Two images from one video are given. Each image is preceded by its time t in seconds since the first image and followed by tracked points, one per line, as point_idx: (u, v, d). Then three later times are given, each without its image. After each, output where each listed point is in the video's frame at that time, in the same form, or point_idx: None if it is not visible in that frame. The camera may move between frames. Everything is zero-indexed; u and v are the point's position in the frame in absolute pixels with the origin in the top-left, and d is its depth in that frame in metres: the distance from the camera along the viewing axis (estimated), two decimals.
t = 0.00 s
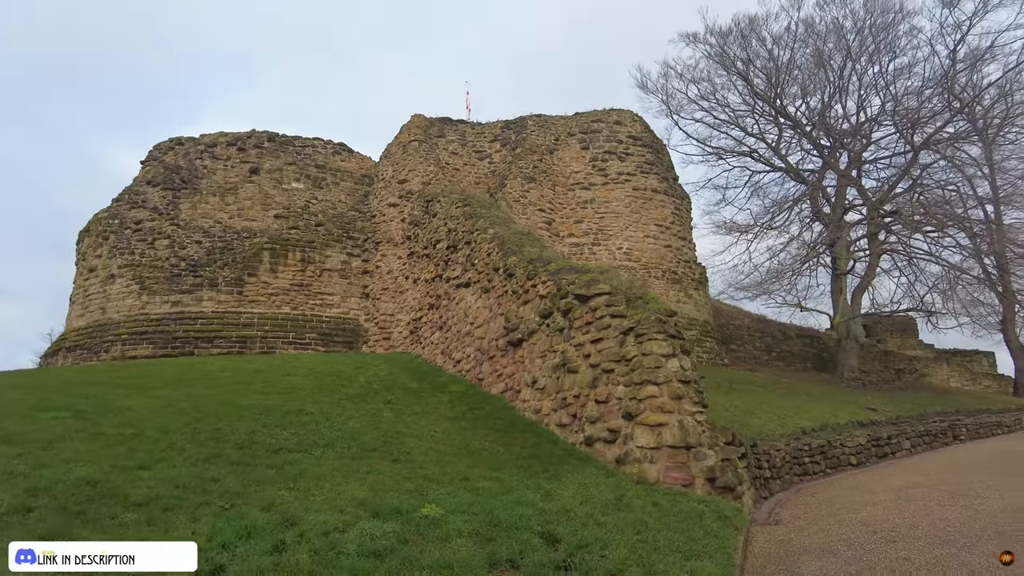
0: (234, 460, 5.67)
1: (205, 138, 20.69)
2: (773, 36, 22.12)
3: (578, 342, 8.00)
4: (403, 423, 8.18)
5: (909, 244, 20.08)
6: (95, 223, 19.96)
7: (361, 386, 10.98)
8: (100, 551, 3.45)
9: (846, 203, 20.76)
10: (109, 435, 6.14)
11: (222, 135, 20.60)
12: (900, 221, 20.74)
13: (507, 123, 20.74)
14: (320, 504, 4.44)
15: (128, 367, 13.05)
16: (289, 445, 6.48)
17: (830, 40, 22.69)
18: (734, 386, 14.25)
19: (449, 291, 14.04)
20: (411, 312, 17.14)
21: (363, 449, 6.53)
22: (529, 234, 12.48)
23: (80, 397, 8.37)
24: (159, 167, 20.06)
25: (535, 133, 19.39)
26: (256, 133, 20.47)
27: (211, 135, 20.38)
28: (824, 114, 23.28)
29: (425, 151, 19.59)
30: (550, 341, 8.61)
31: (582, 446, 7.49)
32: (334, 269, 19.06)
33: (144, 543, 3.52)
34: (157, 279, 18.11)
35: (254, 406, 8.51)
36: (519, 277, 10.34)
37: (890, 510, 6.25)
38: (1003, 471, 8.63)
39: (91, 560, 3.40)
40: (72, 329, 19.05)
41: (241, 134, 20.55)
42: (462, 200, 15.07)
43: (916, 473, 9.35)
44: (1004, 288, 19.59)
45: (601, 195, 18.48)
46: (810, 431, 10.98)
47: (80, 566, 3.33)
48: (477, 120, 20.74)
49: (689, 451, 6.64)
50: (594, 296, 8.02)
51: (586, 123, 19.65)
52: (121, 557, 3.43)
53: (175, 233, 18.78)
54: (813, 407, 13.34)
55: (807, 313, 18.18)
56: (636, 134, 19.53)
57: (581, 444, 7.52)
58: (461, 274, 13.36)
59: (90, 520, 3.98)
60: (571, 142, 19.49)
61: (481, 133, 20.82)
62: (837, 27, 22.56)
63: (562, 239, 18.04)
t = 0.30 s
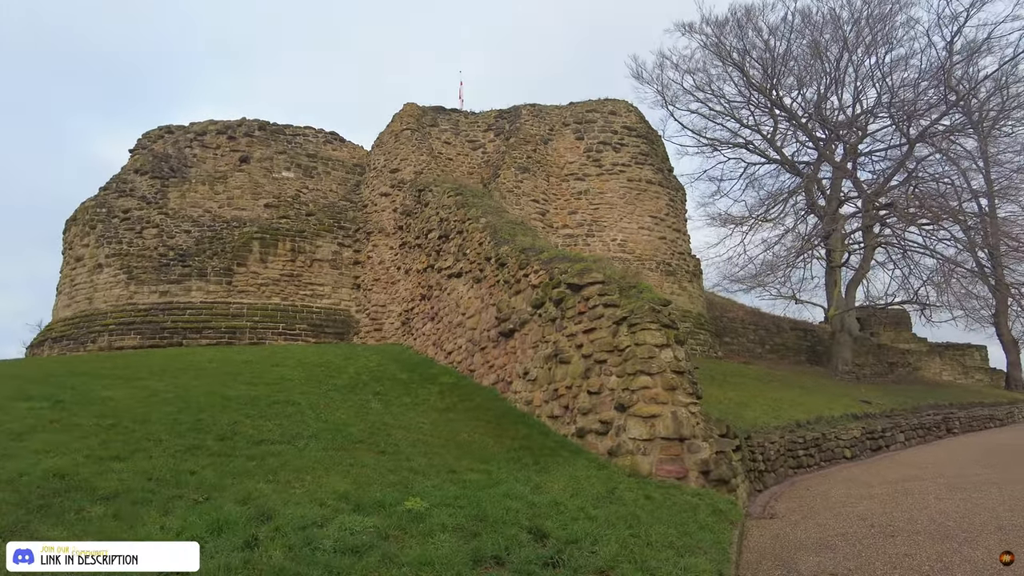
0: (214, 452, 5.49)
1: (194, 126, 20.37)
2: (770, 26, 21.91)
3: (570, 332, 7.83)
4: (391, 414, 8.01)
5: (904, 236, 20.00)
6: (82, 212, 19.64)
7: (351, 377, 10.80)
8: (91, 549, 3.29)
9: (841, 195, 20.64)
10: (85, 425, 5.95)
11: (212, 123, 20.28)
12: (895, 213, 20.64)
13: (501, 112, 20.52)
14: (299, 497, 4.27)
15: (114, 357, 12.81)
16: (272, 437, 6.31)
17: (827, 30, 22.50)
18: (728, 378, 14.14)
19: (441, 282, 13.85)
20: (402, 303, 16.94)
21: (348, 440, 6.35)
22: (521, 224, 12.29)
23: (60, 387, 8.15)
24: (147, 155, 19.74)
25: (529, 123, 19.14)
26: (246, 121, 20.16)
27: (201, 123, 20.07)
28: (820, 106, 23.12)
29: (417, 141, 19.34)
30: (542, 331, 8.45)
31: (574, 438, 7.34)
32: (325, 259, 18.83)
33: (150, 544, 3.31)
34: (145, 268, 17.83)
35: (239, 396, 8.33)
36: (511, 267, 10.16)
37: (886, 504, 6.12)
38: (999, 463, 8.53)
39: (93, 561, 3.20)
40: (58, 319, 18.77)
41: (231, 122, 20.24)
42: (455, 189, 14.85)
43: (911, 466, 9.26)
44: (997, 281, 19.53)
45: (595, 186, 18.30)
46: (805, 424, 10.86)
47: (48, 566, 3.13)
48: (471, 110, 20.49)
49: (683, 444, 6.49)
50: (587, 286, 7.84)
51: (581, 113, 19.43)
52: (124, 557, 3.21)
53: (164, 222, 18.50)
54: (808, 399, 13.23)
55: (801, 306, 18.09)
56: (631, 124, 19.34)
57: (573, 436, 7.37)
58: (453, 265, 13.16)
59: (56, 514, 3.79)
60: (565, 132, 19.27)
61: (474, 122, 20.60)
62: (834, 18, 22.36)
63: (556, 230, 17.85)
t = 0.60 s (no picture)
0: (187, 451, 5.26)
1: (183, 118, 20.05)
2: (766, 20, 21.70)
3: (562, 327, 7.63)
4: (377, 411, 7.79)
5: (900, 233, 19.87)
6: (68, 205, 19.31)
7: (338, 373, 10.57)
8: (88, 549, 3.16)
9: (836, 191, 20.50)
10: (54, 423, 5.70)
11: (201, 115, 19.97)
12: (890, 210, 20.50)
13: (494, 106, 20.29)
14: (272, 500, 4.06)
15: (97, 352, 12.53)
16: (251, 434, 6.09)
17: (823, 24, 22.29)
18: (722, 374, 13.98)
19: (432, 276, 13.62)
20: (393, 298, 16.70)
21: (329, 439, 6.14)
22: (513, 217, 12.07)
23: (35, 383, 7.89)
24: (135, 147, 19.41)
25: (523, 116, 18.89)
26: (236, 113, 19.86)
27: (190, 115, 19.75)
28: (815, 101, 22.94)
29: (409, 133, 19.06)
30: (533, 326, 8.24)
31: (564, 436, 7.13)
32: (315, 253, 18.56)
33: (149, 543, 3.20)
34: (132, 262, 17.52)
35: (221, 393, 8.10)
36: (502, 260, 9.95)
37: (885, 504, 5.95)
38: (997, 462, 8.38)
39: (92, 561, 3.07)
40: (43, 314, 18.45)
41: (220, 114, 19.92)
42: (446, 183, 14.62)
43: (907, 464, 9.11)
44: (992, 278, 19.43)
45: (589, 181, 18.09)
46: (799, 421, 10.70)
47: (48, 565, 2.97)
48: (464, 103, 20.25)
49: (676, 442, 6.28)
50: (578, 279, 7.63)
51: (575, 107, 19.20)
52: (124, 557, 3.11)
53: (151, 215, 18.18)
54: (803, 396, 13.08)
55: (796, 302, 17.95)
56: (626, 119, 19.12)
57: (564, 434, 7.16)
58: (444, 259, 12.94)
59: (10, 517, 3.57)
60: (559, 126, 19.04)
61: (467, 115, 20.36)
62: (830, 12, 22.16)
63: (549, 225, 17.63)
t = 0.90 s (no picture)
0: (160, 450, 5.10)
1: (172, 113, 19.79)
2: (759, 17, 21.60)
3: (551, 324, 7.48)
4: (363, 410, 7.63)
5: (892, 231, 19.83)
6: (53, 201, 19.02)
7: (324, 371, 10.39)
8: (88, 548, 3.10)
9: (829, 189, 20.43)
10: (24, 422, 5.52)
11: (190, 110, 19.71)
12: (883, 208, 20.45)
13: (486, 102, 20.13)
14: (243, 501, 3.90)
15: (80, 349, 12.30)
16: (230, 433, 5.92)
17: (816, 22, 22.20)
18: (714, 372, 13.88)
19: (422, 273, 13.45)
20: (383, 295, 16.52)
21: (310, 438, 5.98)
22: (503, 213, 11.91)
23: (10, 381, 7.68)
24: (123, 142, 19.15)
25: (515, 112, 18.72)
26: (225, 108, 19.62)
27: (178, 110, 19.49)
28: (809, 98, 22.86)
29: (400, 129, 18.87)
30: (522, 323, 8.09)
31: (553, 434, 6.99)
32: (304, 250, 18.36)
33: (150, 543, 3.14)
34: (118, 259, 17.27)
35: (203, 391, 7.92)
36: (491, 257, 9.80)
37: (878, 505, 5.83)
38: (990, 462, 8.30)
39: (91, 561, 3.00)
40: (28, 311, 18.17)
41: (209, 109, 19.67)
42: (436, 178, 14.45)
43: (900, 463, 9.02)
44: (984, 277, 19.42)
45: (582, 178, 17.96)
46: (792, 420, 10.60)
47: (48, 566, 2.93)
48: (456, 99, 20.08)
49: (665, 441, 6.14)
50: (567, 275, 7.49)
51: (568, 103, 19.06)
52: (123, 557, 3.05)
53: (138, 211, 17.93)
54: (795, 395, 12.98)
55: (789, 300, 17.88)
56: (619, 115, 18.99)
57: (552, 432, 7.02)
58: (434, 256, 12.77)
59: None
60: (552, 122, 18.88)
61: (459, 112, 20.20)
62: (824, 9, 22.06)
63: (542, 222, 17.48)
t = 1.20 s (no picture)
0: (130, 453, 4.89)
1: (160, 111, 19.52)
2: (753, 16, 21.50)
3: (539, 324, 7.31)
4: (347, 411, 7.43)
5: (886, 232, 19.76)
6: (39, 199, 18.72)
7: (310, 372, 10.17)
8: (88, 549, 3.05)
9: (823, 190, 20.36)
10: None
11: (179, 108, 19.45)
12: (876, 208, 20.40)
13: (478, 100, 19.95)
14: (210, 508, 3.72)
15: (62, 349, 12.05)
16: (205, 436, 5.72)
17: (810, 21, 22.12)
18: (706, 373, 13.74)
19: (411, 272, 13.26)
20: (373, 295, 16.31)
21: (289, 441, 5.78)
22: (494, 211, 11.73)
23: None
24: (110, 140, 18.87)
25: (507, 111, 18.54)
26: (214, 106, 19.37)
27: (167, 108, 19.22)
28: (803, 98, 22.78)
29: (391, 127, 18.67)
30: (511, 323, 7.91)
31: (541, 437, 6.81)
32: (293, 249, 18.13)
33: (151, 543, 3.09)
34: (104, 257, 16.99)
35: (183, 392, 7.70)
36: (480, 255, 9.62)
37: (874, 509, 5.68)
38: (985, 464, 8.17)
39: (91, 561, 2.96)
40: (11, 310, 17.86)
41: (198, 106, 19.41)
42: (426, 176, 14.26)
43: (894, 465, 8.88)
44: (977, 278, 19.37)
45: (574, 177, 17.80)
46: (785, 421, 10.45)
47: (48, 566, 2.89)
48: (447, 97, 19.90)
49: (655, 444, 5.98)
50: (556, 274, 7.31)
51: (561, 102, 18.89)
52: (123, 558, 3.00)
53: (124, 209, 17.65)
54: (789, 396, 12.85)
55: (782, 301, 17.79)
56: (612, 114, 18.84)
57: (540, 435, 6.84)
58: (423, 254, 12.58)
59: None
60: (544, 121, 18.71)
61: (451, 110, 20.02)
62: (818, 9, 21.99)
63: (534, 221, 17.31)
